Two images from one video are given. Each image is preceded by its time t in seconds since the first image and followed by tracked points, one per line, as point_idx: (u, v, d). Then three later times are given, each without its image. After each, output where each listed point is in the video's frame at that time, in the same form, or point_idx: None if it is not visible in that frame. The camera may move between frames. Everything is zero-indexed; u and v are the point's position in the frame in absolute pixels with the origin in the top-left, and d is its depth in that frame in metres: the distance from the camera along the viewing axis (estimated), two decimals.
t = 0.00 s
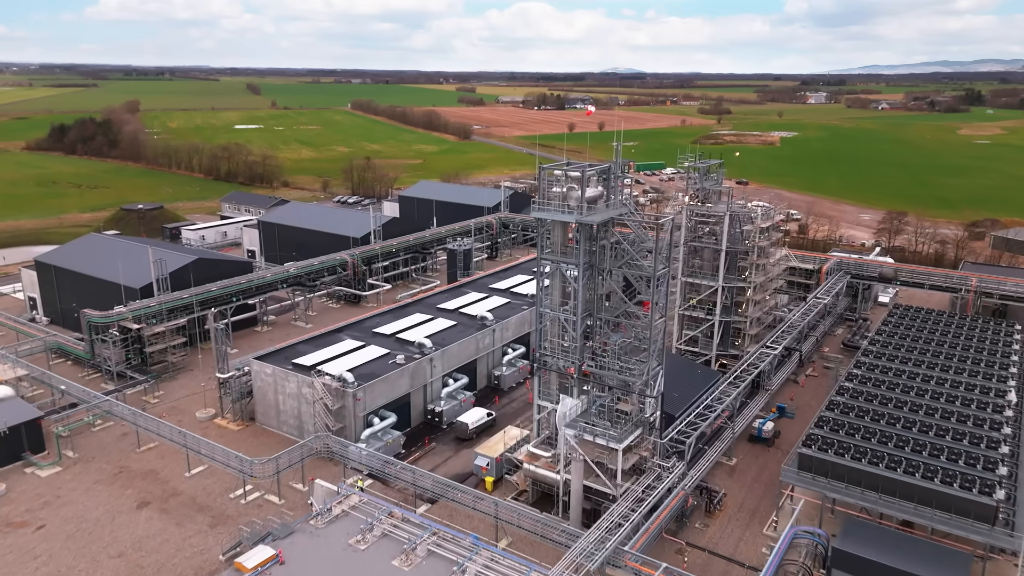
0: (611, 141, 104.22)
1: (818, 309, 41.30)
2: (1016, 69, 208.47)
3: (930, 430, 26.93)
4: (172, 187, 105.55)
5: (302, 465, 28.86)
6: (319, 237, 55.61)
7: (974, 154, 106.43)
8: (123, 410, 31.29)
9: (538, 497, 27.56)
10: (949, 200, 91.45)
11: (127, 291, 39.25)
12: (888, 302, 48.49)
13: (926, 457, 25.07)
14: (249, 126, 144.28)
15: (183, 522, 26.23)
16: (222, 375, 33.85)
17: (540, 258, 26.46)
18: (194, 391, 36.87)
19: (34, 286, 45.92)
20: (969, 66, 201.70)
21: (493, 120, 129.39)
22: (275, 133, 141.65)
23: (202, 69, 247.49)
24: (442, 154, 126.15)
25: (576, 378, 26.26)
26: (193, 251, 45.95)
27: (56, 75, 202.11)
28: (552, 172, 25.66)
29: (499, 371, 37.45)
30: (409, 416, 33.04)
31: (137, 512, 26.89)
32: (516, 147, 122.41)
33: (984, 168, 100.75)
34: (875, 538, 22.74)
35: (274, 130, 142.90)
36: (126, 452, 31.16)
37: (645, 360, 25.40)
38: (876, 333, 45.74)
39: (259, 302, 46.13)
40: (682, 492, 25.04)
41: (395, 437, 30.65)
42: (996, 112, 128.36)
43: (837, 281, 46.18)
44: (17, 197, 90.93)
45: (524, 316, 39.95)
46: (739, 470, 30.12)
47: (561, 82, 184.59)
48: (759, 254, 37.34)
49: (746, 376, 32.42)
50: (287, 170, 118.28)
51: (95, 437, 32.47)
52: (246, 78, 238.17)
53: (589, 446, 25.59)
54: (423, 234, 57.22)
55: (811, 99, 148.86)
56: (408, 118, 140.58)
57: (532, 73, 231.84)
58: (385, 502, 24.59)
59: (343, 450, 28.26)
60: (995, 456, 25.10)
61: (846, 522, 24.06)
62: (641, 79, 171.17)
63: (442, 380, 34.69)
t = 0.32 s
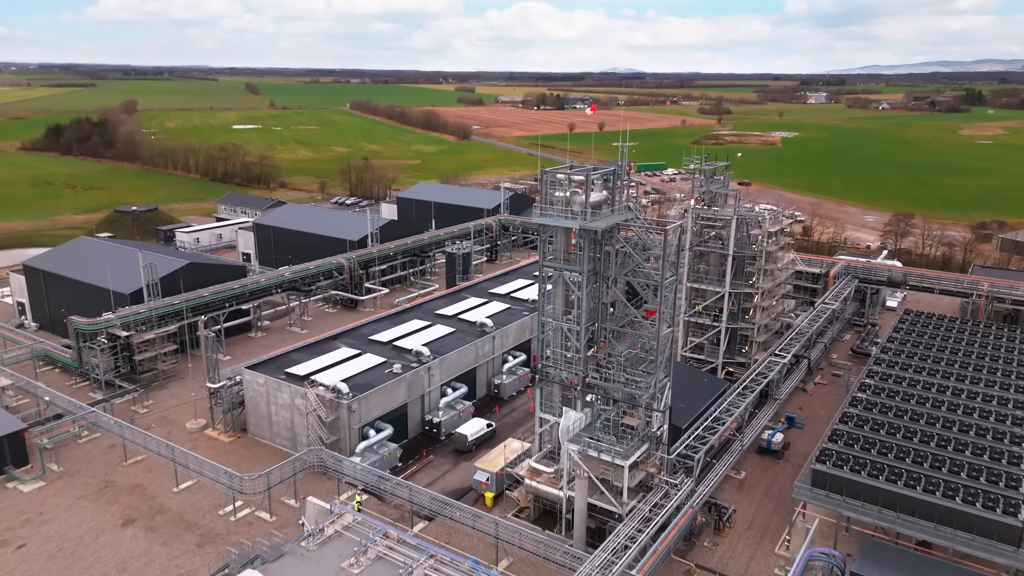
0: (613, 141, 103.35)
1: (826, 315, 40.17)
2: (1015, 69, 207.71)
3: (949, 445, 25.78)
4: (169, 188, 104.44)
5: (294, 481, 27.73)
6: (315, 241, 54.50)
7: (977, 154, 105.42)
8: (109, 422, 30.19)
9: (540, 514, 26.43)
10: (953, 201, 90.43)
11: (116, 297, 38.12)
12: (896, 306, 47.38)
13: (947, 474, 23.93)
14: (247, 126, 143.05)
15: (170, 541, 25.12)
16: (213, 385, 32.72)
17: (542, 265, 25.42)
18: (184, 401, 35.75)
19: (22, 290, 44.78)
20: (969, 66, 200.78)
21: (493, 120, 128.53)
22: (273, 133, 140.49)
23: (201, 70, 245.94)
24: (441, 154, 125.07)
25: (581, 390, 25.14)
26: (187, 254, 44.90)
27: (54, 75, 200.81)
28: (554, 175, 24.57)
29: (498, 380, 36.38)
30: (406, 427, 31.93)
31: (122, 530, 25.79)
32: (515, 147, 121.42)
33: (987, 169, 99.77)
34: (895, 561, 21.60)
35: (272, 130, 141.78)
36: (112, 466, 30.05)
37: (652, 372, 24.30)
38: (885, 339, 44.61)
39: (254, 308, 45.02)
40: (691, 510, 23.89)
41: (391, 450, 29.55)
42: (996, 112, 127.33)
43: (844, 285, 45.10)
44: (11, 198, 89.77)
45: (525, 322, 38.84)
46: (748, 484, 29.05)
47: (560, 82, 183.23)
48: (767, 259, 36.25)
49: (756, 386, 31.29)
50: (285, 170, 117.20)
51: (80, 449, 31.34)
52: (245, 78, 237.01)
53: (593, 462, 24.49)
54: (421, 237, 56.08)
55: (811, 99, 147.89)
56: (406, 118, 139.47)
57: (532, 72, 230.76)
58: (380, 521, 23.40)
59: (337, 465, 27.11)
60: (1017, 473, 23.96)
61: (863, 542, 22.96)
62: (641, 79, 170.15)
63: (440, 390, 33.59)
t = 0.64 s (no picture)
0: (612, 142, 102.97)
1: (835, 321, 39.01)
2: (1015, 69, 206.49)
3: (969, 461, 24.63)
4: (165, 188, 103.29)
5: (286, 497, 26.60)
6: (311, 244, 53.38)
7: (980, 155, 104.29)
8: (94, 434, 29.06)
9: (542, 533, 25.31)
10: (958, 202, 89.46)
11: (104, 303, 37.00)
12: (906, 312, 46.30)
13: (969, 493, 22.78)
14: (246, 126, 141.91)
15: (154, 561, 23.99)
16: (202, 395, 31.58)
17: (545, 272, 24.35)
18: (174, 411, 34.64)
19: (11, 295, 43.64)
20: (969, 66, 199.48)
21: (492, 120, 127.35)
22: (272, 133, 139.36)
23: (201, 69, 244.69)
24: (441, 154, 123.88)
25: (585, 404, 24.03)
26: (179, 258, 43.68)
27: (54, 75, 200.03)
28: (558, 177, 23.54)
29: (499, 389, 35.28)
30: (403, 439, 30.83)
31: (105, 550, 24.64)
32: (515, 147, 120.27)
33: (991, 169, 98.72)
34: None
35: (270, 130, 140.61)
36: (97, 480, 28.93)
37: (660, 385, 23.19)
38: (895, 345, 43.45)
39: (247, 313, 43.88)
40: (701, 529, 22.76)
41: (387, 464, 28.46)
42: (998, 112, 126.11)
43: (853, 290, 43.93)
44: (6, 199, 88.82)
45: (526, 329, 37.72)
46: (758, 500, 27.95)
47: (560, 82, 182.00)
48: (775, 265, 35.19)
49: (766, 396, 30.17)
50: (283, 171, 116.10)
51: (65, 462, 30.25)
52: (245, 78, 236.24)
53: (598, 479, 23.36)
54: (420, 239, 54.95)
55: (812, 98, 146.71)
56: (406, 118, 138.37)
57: (532, 72, 228.97)
58: (374, 543, 22.24)
59: (331, 480, 25.97)
60: None
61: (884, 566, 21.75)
62: (641, 78, 168.96)
63: (438, 400, 32.47)
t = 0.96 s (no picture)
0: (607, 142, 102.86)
1: (846, 327, 37.83)
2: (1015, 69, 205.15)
3: (992, 478, 23.46)
4: (161, 189, 102.09)
5: (278, 515, 25.45)
6: (307, 247, 52.24)
7: (984, 155, 103.00)
8: (78, 448, 27.94)
9: (544, 552, 24.16)
10: (964, 203, 88.41)
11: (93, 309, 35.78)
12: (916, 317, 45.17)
13: (994, 513, 21.60)
14: (244, 126, 140.59)
15: None
16: (192, 406, 30.45)
17: (547, 281, 23.25)
18: (163, 422, 33.51)
19: None
20: (969, 66, 198.05)
21: (493, 120, 126.56)
22: (270, 133, 138.12)
23: (200, 69, 243.17)
24: (440, 155, 122.64)
25: (589, 419, 22.90)
26: (170, 262, 42.55)
27: (53, 75, 198.81)
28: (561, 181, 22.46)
29: (499, 398, 34.17)
30: (400, 451, 29.69)
31: (87, 571, 23.50)
32: (514, 147, 119.13)
33: (995, 170, 97.68)
34: None
35: (269, 130, 139.38)
36: (81, 496, 27.80)
37: (669, 400, 22.09)
38: (906, 352, 42.34)
39: (241, 318, 42.74)
40: (712, 551, 21.60)
41: (383, 479, 27.34)
42: (1000, 112, 124.87)
43: (862, 294, 42.84)
44: None
45: (527, 335, 36.57)
46: (769, 516, 26.82)
47: (560, 82, 180.56)
48: (785, 270, 34.04)
49: (777, 407, 29.02)
50: (280, 171, 114.90)
51: (49, 476, 29.15)
52: (245, 78, 234.85)
53: (604, 499, 22.17)
54: (418, 242, 53.77)
55: (812, 99, 145.39)
56: (405, 118, 137.14)
57: (532, 72, 227.56)
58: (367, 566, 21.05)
59: (323, 498, 24.76)
60: None
61: None
62: (641, 78, 167.65)
63: (437, 410, 31.33)
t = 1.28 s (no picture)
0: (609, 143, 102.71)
1: (858, 334, 36.66)
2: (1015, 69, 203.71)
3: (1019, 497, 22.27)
4: (157, 190, 100.81)
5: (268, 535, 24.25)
6: (303, 250, 51.06)
7: (988, 156, 101.88)
8: (61, 463, 26.78)
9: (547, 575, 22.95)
10: (970, 205, 87.29)
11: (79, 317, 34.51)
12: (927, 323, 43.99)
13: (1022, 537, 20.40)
14: (242, 126, 139.27)
15: None
16: (181, 418, 29.27)
17: (551, 290, 22.11)
18: (152, 433, 32.35)
19: None
20: (969, 65, 196.17)
21: (493, 120, 125.45)
22: (268, 133, 136.82)
23: (199, 69, 241.67)
24: (440, 155, 121.34)
25: (596, 436, 21.72)
26: (161, 266, 41.44)
27: (53, 75, 197.76)
28: (566, 185, 21.32)
29: (500, 408, 33.03)
30: (397, 466, 28.55)
31: None
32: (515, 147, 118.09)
33: (1000, 171, 96.57)
34: None
35: (267, 130, 138.09)
36: (64, 513, 26.66)
37: (679, 417, 20.94)
38: (918, 359, 41.24)
39: (234, 324, 41.57)
40: None
41: (379, 495, 26.17)
42: (1002, 112, 123.56)
43: (872, 300, 41.72)
44: None
45: (529, 343, 35.43)
46: (782, 535, 25.64)
47: (561, 81, 178.89)
48: (796, 276, 32.89)
49: (789, 421, 27.87)
50: (278, 172, 113.59)
51: (32, 492, 28.01)
52: (245, 78, 233.40)
53: (611, 521, 20.98)
54: (417, 245, 52.57)
55: (813, 99, 143.77)
56: (404, 118, 135.69)
57: (532, 72, 226.20)
58: None
59: (316, 518, 23.56)
60: None
61: None
62: (641, 77, 166.25)
63: (436, 422, 30.18)
